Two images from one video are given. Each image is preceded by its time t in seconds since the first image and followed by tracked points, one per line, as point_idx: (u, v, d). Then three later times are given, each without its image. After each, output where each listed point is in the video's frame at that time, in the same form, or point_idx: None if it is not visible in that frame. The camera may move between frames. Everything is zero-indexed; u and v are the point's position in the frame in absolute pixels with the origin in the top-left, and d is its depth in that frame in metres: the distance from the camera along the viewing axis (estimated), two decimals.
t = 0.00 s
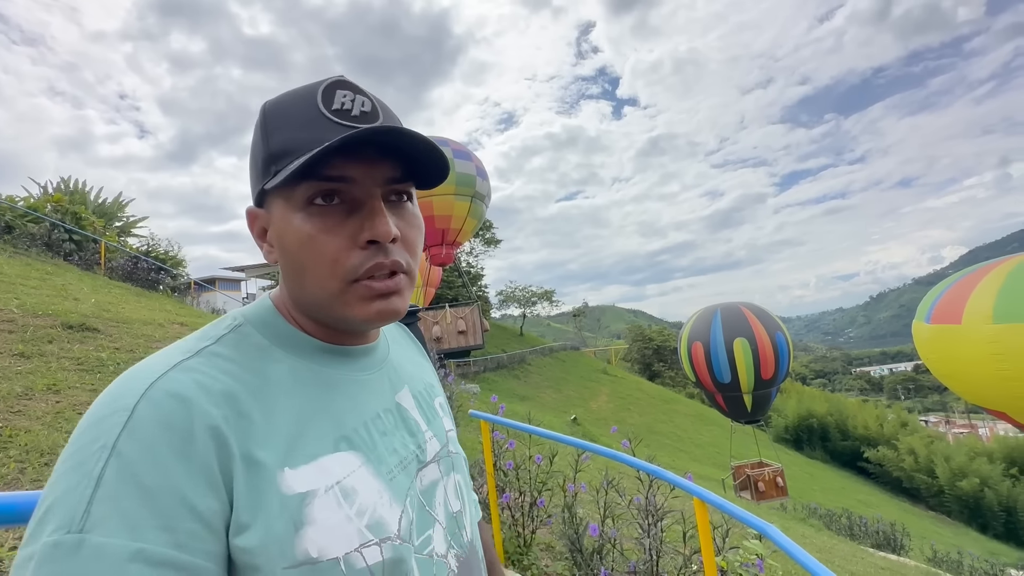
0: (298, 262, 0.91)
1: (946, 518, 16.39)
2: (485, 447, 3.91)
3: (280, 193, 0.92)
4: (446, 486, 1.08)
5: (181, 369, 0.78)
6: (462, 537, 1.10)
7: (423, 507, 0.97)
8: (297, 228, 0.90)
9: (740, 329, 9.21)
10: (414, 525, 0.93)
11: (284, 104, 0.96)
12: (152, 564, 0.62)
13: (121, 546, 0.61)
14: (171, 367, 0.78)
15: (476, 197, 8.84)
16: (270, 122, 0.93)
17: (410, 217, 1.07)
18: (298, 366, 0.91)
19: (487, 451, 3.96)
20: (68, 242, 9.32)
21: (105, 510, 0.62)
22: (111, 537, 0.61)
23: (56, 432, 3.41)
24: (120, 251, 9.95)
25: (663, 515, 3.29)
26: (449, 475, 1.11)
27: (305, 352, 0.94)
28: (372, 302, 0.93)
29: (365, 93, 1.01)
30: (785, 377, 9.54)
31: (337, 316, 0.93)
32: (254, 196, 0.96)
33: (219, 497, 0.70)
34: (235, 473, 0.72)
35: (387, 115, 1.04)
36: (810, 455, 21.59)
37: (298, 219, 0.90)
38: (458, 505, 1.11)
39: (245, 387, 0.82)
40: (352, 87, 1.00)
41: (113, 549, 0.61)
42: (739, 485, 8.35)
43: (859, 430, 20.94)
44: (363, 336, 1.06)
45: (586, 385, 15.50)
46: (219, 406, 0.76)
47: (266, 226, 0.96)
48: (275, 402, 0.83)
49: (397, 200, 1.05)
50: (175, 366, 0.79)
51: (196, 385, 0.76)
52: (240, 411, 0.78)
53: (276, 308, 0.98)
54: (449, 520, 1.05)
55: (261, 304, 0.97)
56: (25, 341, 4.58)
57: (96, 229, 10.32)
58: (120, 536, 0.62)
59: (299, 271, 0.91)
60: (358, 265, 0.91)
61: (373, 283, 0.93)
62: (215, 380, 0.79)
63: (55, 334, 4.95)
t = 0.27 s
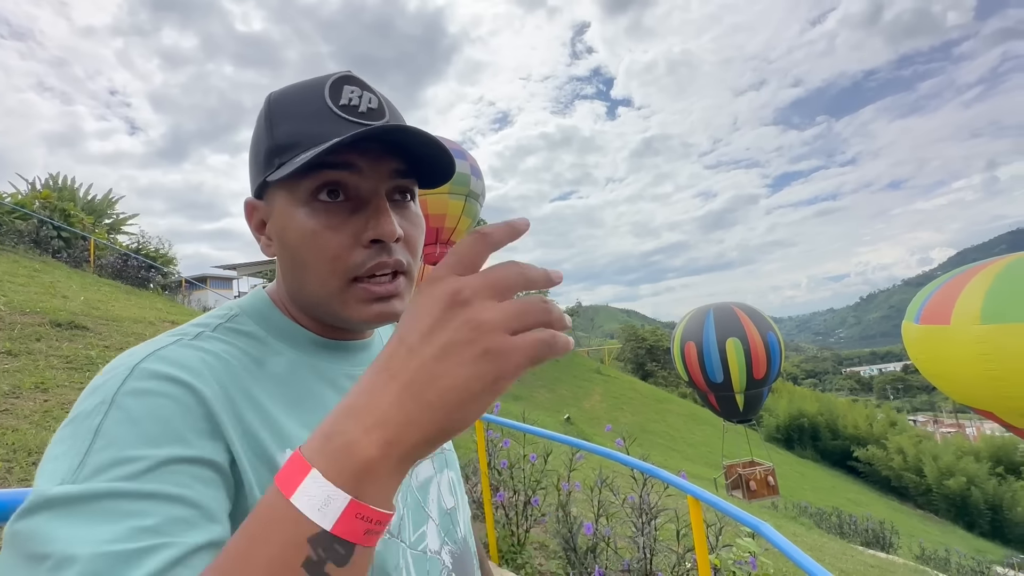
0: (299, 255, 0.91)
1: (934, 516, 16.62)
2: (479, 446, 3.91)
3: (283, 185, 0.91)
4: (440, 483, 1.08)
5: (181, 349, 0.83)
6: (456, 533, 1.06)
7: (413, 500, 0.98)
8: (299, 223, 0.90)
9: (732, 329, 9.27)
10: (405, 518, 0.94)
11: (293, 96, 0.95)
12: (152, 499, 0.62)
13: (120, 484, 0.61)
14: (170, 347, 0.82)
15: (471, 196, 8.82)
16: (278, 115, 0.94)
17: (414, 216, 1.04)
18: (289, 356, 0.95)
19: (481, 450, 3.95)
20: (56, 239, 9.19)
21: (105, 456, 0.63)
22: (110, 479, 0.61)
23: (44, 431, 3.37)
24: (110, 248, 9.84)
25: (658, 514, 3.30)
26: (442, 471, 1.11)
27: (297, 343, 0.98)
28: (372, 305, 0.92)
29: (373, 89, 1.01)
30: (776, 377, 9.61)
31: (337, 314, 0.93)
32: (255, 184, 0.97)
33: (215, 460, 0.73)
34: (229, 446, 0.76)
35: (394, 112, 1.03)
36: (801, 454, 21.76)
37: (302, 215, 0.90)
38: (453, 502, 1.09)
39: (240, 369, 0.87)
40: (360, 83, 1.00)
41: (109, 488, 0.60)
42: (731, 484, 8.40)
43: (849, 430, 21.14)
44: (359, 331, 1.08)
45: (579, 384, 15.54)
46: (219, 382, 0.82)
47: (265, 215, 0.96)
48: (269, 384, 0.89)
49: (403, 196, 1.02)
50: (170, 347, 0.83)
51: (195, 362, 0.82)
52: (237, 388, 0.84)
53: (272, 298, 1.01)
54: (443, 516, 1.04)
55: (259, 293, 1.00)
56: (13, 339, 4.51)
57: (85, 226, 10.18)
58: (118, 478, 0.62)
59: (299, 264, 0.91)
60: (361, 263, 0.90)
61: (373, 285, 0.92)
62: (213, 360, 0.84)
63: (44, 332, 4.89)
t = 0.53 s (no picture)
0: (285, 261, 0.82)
1: (924, 515, 16.80)
2: (473, 445, 3.90)
3: (266, 185, 0.83)
4: (431, 484, 1.03)
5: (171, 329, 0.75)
6: (445, 537, 1.03)
7: (408, 498, 0.92)
8: (288, 229, 0.81)
9: (726, 329, 9.32)
10: (396, 518, 0.87)
11: (280, 91, 0.90)
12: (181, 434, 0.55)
13: (141, 420, 0.54)
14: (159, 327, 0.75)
15: (466, 195, 8.82)
16: (262, 110, 0.88)
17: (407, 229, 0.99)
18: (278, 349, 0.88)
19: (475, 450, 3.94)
20: (47, 235, 9.11)
21: (117, 399, 0.56)
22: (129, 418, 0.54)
23: (32, 430, 3.33)
24: (101, 245, 9.77)
25: (652, 513, 3.31)
26: (432, 471, 1.06)
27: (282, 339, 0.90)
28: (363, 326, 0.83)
29: (365, 90, 0.99)
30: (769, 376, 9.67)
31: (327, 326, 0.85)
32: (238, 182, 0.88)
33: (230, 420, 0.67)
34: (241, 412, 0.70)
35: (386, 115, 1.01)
36: (793, 453, 21.93)
37: (288, 222, 0.81)
38: (442, 504, 1.05)
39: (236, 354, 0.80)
40: (353, 83, 0.97)
41: (127, 423, 0.53)
42: (724, 483, 8.45)
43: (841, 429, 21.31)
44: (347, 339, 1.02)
45: (574, 383, 15.58)
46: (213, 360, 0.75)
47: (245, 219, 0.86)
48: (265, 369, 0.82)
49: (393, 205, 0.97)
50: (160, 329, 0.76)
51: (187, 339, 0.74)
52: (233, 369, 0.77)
53: (256, 296, 0.92)
54: (433, 518, 0.99)
55: (246, 295, 0.91)
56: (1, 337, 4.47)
57: (76, 222, 10.09)
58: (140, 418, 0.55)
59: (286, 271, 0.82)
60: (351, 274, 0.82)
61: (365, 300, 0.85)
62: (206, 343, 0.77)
63: (34, 330, 4.85)
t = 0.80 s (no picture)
0: (269, 255, 0.83)
1: (917, 514, 16.93)
2: (469, 445, 3.90)
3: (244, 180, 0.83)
4: (427, 487, 1.03)
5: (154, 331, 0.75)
6: (442, 541, 1.02)
7: (402, 504, 0.92)
8: (268, 217, 0.82)
9: (722, 329, 9.35)
10: (390, 525, 0.87)
11: (245, 85, 0.90)
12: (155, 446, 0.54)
13: (116, 433, 0.53)
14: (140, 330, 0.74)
15: (463, 193, 8.82)
16: (229, 109, 0.89)
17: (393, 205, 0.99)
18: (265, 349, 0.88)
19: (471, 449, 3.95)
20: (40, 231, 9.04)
21: (94, 410, 0.55)
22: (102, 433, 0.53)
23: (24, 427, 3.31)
24: (95, 241, 9.71)
25: (647, 513, 3.32)
26: (428, 475, 1.06)
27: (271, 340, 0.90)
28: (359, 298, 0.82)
29: (331, 74, 0.98)
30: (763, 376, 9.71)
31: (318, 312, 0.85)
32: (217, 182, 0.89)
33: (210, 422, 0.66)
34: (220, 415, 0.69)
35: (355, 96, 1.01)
36: (788, 453, 22.03)
37: (269, 211, 0.81)
38: (439, 509, 1.05)
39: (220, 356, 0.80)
40: (316, 66, 0.97)
41: (102, 435, 0.52)
42: (719, 482, 8.48)
43: (835, 429, 21.40)
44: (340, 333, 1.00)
45: (570, 382, 15.60)
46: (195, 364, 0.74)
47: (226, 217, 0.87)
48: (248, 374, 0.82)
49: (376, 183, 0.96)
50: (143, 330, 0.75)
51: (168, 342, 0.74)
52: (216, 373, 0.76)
53: (245, 292, 0.92)
54: (429, 523, 0.99)
55: (232, 290, 0.91)
56: None
57: (70, 219, 10.02)
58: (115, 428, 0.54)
59: (272, 263, 0.83)
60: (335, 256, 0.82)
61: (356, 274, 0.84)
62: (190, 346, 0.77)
63: (26, 327, 4.81)
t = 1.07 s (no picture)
0: (268, 235, 0.87)
1: (914, 514, 16.95)
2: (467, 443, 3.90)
3: (240, 170, 0.88)
4: (433, 486, 1.03)
5: (148, 348, 0.72)
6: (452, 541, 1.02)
7: (410, 508, 0.91)
8: (261, 198, 0.86)
9: (720, 329, 9.36)
10: (398, 529, 0.86)
11: (230, 78, 0.91)
12: (102, 560, 0.51)
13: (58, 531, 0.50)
14: (135, 345, 0.72)
15: (462, 192, 8.85)
16: (216, 100, 0.90)
17: (383, 176, 1.04)
18: (273, 352, 0.85)
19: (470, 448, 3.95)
20: (39, 228, 9.04)
21: (47, 486, 0.52)
22: (55, 523, 0.51)
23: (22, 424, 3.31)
24: (94, 239, 9.70)
25: (645, 512, 3.32)
26: (434, 475, 1.06)
27: (279, 341, 0.88)
28: (354, 263, 0.88)
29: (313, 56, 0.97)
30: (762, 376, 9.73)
31: (315, 288, 0.89)
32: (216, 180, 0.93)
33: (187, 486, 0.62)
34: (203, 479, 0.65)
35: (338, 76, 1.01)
36: (786, 453, 22.08)
37: (262, 192, 0.87)
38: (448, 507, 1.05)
39: (221, 370, 0.76)
40: (299, 53, 0.96)
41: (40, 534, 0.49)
42: (717, 482, 8.49)
43: (833, 429, 21.43)
44: (346, 323, 1.01)
45: (568, 381, 15.62)
46: (187, 387, 0.70)
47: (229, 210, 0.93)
48: (250, 386, 0.78)
49: (367, 157, 1.01)
50: (140, 346, 0.72)
51: (161, 360, 0.71)
52: (211, 397, 0.72)
53: (254, 291, 0.93)
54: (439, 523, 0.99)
55: (237, 286, 0.93)
56: None
57: (68, 216, 10.02)
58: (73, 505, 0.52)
59: (272, 246, 0.86)
60: (330, 228, 0.86)
61: (350, 243, 0.88)
62: (186, 363, 0.73)
63: (24, 324, 4.81)
